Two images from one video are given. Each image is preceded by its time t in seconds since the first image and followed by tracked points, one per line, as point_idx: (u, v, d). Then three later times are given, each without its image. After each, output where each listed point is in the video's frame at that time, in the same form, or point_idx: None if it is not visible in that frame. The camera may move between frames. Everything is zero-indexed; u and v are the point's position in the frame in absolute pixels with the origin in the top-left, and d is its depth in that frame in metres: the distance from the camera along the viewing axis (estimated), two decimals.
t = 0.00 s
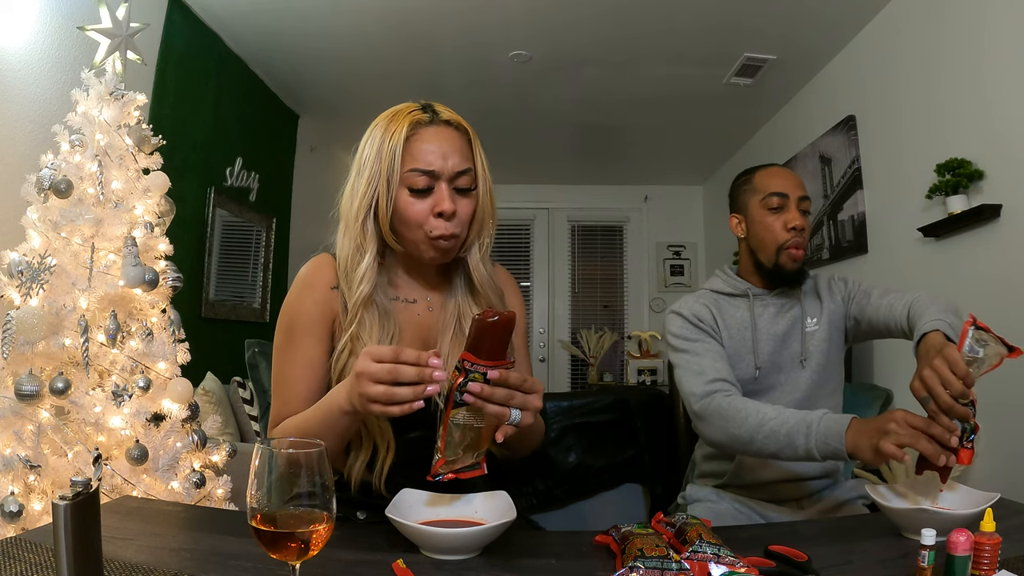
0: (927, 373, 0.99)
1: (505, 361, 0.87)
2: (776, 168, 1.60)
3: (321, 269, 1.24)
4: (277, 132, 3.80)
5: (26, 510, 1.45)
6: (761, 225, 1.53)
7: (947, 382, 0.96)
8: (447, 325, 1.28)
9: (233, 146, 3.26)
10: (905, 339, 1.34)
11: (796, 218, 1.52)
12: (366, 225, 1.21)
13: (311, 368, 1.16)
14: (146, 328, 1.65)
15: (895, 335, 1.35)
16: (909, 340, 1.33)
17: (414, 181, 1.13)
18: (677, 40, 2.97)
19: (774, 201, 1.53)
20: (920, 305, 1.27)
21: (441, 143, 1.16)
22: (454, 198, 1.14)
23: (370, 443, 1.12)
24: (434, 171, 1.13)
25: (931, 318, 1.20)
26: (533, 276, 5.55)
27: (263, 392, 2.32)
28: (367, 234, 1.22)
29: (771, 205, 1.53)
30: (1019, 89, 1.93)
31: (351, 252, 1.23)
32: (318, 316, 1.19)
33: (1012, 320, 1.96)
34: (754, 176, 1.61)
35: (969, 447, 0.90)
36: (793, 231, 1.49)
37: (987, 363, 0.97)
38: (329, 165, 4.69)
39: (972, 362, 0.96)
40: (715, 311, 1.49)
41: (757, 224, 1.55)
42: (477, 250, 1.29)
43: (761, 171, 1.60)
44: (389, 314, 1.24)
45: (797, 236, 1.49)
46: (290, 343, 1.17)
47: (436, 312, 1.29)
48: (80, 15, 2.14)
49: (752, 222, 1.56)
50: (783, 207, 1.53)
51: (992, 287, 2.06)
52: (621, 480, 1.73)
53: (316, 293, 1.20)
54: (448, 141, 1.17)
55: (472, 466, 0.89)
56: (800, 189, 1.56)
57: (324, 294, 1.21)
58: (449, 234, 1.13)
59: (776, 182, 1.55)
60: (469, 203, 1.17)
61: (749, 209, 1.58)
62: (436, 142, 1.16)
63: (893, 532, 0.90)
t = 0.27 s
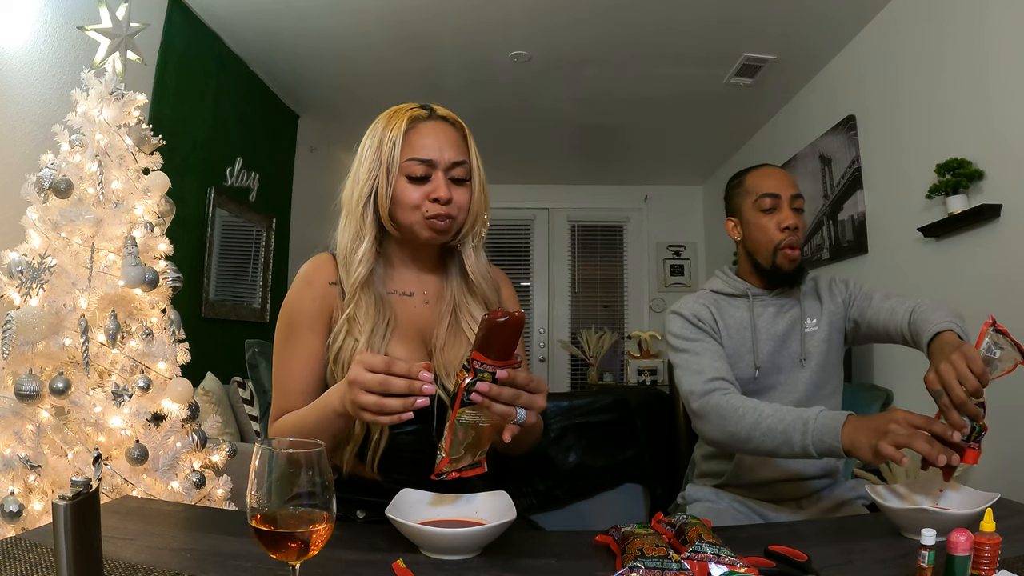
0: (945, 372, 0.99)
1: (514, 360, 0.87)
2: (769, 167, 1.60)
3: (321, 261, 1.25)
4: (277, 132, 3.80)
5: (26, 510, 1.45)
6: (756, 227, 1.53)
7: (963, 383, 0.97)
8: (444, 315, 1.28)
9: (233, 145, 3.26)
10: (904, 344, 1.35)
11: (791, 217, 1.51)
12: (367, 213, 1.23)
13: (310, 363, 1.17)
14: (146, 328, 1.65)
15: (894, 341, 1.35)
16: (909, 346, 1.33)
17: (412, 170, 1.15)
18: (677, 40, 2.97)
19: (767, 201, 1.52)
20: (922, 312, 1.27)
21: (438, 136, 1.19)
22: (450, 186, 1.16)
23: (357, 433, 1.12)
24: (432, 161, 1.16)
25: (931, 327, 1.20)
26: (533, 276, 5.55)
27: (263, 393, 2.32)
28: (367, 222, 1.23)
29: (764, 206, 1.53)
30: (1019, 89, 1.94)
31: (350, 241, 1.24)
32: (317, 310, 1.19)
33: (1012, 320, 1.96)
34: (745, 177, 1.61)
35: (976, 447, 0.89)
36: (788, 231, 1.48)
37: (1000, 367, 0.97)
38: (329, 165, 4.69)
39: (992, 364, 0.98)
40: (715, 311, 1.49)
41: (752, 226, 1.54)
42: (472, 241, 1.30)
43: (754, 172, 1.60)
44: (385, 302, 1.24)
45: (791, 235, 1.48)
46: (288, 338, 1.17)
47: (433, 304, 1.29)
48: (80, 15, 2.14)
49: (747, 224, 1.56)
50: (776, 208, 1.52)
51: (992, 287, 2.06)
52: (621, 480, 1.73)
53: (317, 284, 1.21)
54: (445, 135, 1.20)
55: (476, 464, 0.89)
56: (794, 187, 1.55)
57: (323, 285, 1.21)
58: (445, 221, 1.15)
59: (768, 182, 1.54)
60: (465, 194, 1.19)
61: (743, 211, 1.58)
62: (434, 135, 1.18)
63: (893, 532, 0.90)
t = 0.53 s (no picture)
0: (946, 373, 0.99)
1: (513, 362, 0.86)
2: (766, 168, 1.60)
3: (321, 259, 1.25)
4: (277, 132, 3.80)
5: (26, 510, 1.45)
6: (752, 227, 1.53)
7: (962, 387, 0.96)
8: (441, 309, 1.28)
9: (233, 146, 3.26)
10: (906, 348, 1.35)
11: (787, 216, 1.51)
12: (368, 208, 1.23)
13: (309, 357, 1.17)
14: (146, 328, 1.64)
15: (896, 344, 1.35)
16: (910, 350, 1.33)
17: (410, 166, 1.17)
18: (677, 40, 2.97)
19: (763, 201, 1.53)
20: (925, 316, 1.27)
21: (437, 134, 1.20)
22: (447, 182, 1.17)
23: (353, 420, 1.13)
24: (429, 156, 1.17)
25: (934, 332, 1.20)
26: (533, 276, 5.55)
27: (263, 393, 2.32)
28: (368, 216, 1.23)
29: (760, 206, 1.53)
30: (1019, 89, 1.94)
31: (350, 237, 1.25)
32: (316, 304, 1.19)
33: (1012, 320, 1.96)
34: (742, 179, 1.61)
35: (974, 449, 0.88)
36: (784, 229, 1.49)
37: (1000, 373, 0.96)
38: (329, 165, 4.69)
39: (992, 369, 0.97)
40: (715, 312, 1.49)
41: (749, 226, 1.55)
42: (468, 238, 1.30)
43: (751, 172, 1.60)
44: (383, 294, 1.24)
45: (789, 234, 1.48)
46: (286, 332, 1.18)
47: (430, 298, 1.28)
48: (80, 15, 2.14)
49: (744, 224, 1.57)
50: (773, 207, 1.52)
51: (992, 287, 2.06)
52: (621, 480, 1.73)
53: (317, 278, 1.22)
54: (443, 132, 1.21)
55: (477, 456, 0.91)
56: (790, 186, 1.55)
57: (323, 279, 1.22)
58: (441, 214, 1.16)
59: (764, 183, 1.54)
60: (461, 190, 1.20)
61: (740, 211, 1.58)
62: (432, 133, 1.20)
63: (892, 532, 0.90)
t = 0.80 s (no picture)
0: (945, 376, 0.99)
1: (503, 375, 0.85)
2: (764, 167, 1.57)
3: (322, 258, 1.26)
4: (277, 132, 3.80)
5: (26, 510, 1.45)
6: (751, 231, 1.51)
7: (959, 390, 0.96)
8: (438, 305, 1.28)
9: (233, 146, 3.26)
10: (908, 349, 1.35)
11: (786, 219, 1.49)
12: (365, 208, 1.24)
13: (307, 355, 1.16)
14: (146, 328, 1.64)
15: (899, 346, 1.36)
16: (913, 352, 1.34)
17: (404, 165, 1.19)
18: (677, 40, 2.97)
19: (762, 205, 1.50)
20: (928, 319, 1.28)
21: (430, 137, 1.23)
22: (440, 181, 1.20)
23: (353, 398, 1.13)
24: (423, 156, 1.20)
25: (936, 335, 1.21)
26: (533, 276, 5.55)
27: (263, 393, 2.33)
28: (366, 215, 1.24)
29: (758, 209, 1.50)
30: (1019, 89, 1.94)
31: (348, 236, 1.26)
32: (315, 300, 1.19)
33: (1012, 320, 1.96)
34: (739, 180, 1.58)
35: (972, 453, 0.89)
36: (783, 233, 1.46)
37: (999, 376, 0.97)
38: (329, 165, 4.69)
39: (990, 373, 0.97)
40: (714, 314, 1.49)
41: (746, 230, 1.52)
42: (463, 236, 1.31)
43: (747, 174, 1.57)
44: (381, 288, 1.23)
45: (788, 238, 1.46)
46: (286, 327, 1.18)
47: (428, 295, 1.28)
48: (80, 15, 2.14)
49: (741, 227, 1.55)
50: (771, 211, 1.49)
51: (992, 287, 2.06)
52: (621, 480, 1.73)
53: (318, 274, 1.23)
54: (437, 135, 1.25)
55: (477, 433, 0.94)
56: (789, 187, 1.52)
57: (322, 275, 1.23)
58: (434, 210, 1.18)
59: (762, 185, 1.52)
60: (455, 189, 1.23)
61: (738, 214, 1.56)
62: (426, 135, 1.23)
63: (892, 532, 0.90)
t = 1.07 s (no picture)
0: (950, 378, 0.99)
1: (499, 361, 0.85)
2: (762, 168, 1.55)
3: (322, 257, 1.27)
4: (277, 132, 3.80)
5: (26, 510, 1.45)
6: (747, 236, 1.50)
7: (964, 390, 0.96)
8: (434, 302, 1.28)
9: (233, 145, 3.26)
10: (911, 352, 1.35)
11: (783, 223, 1.48)
12: (361, 209, 1.26)
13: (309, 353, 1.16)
14: (146, 328, 1.64)
15: (902, 348, 1.36)
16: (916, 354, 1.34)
17: (397, 169, 1.21)
18: (677, 40, 2.97)
19: (758, 209, 1.49)
20: (929, 321, 1.28)
21: (424, 143, 1.24)
22: (432, 184, 1.21)
23: (352, 373, 1.14)
24: (416, 161, 1.21)
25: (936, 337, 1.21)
26: (533, 276, 5.55)
27: (263, 393, 2.33)
28: (361, 215, 1.26)
29: (754, 214, 1.49)
30: (1019, 89, 1.94)
31: (346, 237, 1.28)
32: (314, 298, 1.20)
33: (1012, 320, 1.96)
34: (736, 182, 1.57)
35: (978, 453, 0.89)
36: (780, 237, 1.46)
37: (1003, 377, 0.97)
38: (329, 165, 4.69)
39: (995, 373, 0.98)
40: (710, 318, 1.49)
41: (743, 235, 1.52)
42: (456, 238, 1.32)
43: (744, 176, 1.55)
44: (379, 283, 1.24)
45: (784, 242, 1.45)
46: (286, 321, 1.18)
47: (425, 291, 1.28)
48: (80, 15, 2.14)
49: (738, 231, 1.54)
50: (768, 215, 1.48)
51: (992, 287, 2.06)
52: (621, 480, 1.73)
53: (317, 271, 1.24)
54: (432, 141, 1.26)
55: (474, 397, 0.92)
56: (787, 190, 1.51)
57: (321, 272, 1.24)
58: (425, 213, 1.19)
59: (759, 189, 1.50)
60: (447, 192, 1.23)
61: (734, 217, 1.55)
62: (420, 141, 1.24)
63: (892, 532, 0.90)
